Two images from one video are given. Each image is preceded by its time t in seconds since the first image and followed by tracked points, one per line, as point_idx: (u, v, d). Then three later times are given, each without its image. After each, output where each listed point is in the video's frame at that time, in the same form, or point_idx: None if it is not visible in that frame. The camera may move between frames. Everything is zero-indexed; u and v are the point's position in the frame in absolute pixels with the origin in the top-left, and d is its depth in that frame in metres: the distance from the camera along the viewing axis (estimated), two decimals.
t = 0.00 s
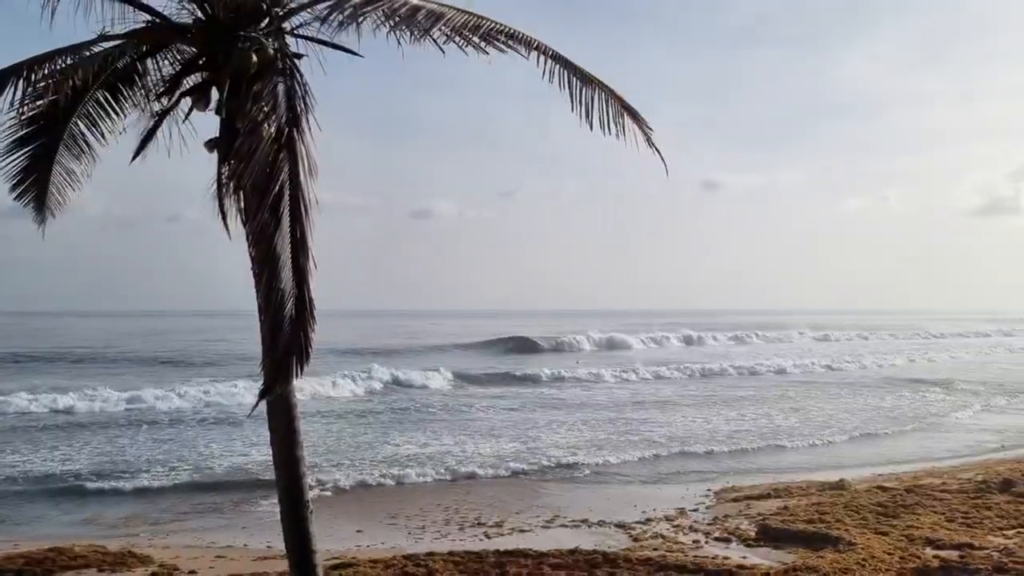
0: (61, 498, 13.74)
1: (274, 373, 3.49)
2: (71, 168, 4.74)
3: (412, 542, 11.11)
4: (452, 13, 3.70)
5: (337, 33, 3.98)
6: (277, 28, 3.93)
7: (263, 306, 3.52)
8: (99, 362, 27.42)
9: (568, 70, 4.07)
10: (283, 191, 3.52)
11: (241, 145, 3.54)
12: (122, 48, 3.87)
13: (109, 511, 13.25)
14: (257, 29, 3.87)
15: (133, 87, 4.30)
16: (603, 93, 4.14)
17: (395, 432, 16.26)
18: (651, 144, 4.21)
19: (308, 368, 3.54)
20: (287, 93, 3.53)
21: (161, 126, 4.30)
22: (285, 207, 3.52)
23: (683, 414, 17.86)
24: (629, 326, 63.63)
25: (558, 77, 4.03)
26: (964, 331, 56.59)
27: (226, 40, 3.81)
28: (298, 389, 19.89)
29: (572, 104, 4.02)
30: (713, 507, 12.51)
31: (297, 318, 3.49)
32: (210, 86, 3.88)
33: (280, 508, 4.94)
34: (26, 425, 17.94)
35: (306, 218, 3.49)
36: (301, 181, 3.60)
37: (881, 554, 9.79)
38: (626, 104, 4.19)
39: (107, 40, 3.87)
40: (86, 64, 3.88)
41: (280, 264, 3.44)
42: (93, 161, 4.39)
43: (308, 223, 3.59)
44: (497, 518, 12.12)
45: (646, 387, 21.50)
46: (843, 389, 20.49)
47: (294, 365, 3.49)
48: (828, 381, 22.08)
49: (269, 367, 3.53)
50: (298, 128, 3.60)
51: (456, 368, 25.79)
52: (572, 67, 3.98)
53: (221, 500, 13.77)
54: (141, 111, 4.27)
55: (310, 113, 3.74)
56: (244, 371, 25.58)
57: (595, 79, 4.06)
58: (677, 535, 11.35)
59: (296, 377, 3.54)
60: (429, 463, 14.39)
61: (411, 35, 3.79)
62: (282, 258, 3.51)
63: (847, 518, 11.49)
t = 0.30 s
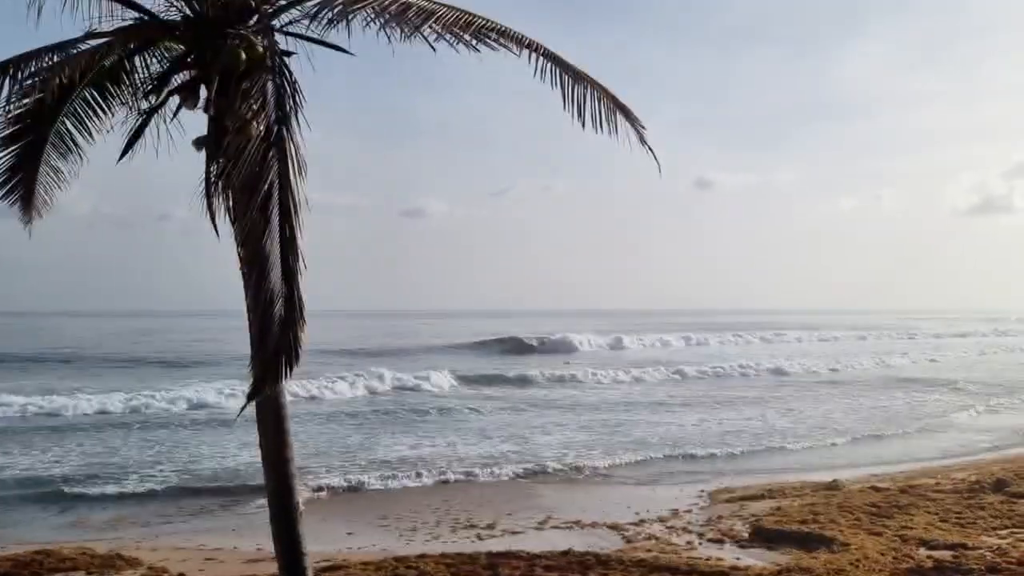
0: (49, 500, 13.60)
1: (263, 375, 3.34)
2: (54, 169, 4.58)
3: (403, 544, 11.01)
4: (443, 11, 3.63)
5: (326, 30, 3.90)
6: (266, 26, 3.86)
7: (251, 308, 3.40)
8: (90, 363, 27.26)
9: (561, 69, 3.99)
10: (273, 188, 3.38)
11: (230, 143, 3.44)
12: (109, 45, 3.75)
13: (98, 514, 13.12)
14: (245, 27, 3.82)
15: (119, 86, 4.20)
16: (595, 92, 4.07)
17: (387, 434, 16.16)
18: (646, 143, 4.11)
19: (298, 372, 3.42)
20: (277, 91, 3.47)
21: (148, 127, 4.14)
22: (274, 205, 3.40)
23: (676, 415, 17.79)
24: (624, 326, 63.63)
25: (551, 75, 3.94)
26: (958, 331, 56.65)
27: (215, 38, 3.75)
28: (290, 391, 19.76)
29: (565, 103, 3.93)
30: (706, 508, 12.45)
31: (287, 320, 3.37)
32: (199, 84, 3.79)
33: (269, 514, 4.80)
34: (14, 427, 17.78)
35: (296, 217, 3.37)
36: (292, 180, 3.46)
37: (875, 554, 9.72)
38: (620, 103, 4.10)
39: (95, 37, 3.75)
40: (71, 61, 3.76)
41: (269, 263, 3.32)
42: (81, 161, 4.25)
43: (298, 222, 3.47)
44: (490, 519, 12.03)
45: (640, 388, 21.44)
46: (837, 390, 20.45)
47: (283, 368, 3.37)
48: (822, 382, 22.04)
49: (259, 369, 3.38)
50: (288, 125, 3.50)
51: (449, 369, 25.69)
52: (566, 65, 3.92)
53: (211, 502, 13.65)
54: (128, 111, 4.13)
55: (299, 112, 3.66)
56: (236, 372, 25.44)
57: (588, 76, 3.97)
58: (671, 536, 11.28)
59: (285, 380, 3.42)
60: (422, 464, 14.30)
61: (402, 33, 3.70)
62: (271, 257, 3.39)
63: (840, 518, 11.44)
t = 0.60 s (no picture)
0: (40, 500, 13.56)
1: (252, 374, 3.36)
2: (45, 167, 4.52)
3: (394, 543, 11.02)
4: (434, 11, 3.66)
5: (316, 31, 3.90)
6: (256, 25, 3.83)
7: (242, 307, 3.43)
8: (82, 363, 27.20)
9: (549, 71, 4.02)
10: (263, 189, 3.40)
11: (220, 142, 3.44)
12: (100, 45, 3.73)
13: (88, 514, 13.10)
14: (236, 27, 3.78)
15: (109, 84, 4.21)
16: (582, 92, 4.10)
17: (379, 434, 16.17)
18: (634, 144, 4.14)
19: (287, 371, 3.45)
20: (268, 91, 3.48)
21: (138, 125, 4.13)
22: (265, 204, 3.42)
23: (667, 414, 17.84)
24: (617, 325, 63.76)
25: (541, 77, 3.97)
26: (949, 331, 56.90)
27: (206, 38, 3.71)
28: (282, 391, 19.75)
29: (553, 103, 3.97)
30: (696, 506, 12.49)
31: (277, 319, 3.40)
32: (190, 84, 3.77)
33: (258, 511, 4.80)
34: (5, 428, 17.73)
35: (287, 216, 3.40)
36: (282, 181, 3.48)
37: (863, 553, 9.77)
38: (607, 104, 4.13)
39: (86, 38, 3.72)
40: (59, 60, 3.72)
41: (259, 264, 3.35)
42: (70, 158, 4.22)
43: (288, 222, 3.49)
44: (481, 518, 12.05)
45: (631, 388, 21.49)
46: (827, 389, 20.53)
47: (272, 366, 3.41)
48: (812, 381, 22.13)
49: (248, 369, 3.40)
50: (277, 125, 3.50)
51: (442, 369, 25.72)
52: (554, 66, 3.95)
53: (202, 502, 13.65)
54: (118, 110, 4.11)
55: (289, 112, 3.67)
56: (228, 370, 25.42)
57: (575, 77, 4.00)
58: (661, 534, 11.32)
59: (275, 378, 3.46)
60: (413, 464, 14.32)
61: (392, 34, 3.73)
62: (262, 256, 3.41)
63: (829, 517, 11.49)
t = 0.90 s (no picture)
0: (31, 500, 13.52)
1: (245, 374, 3.33)
2: (37, 166, 4.51)
3: (387, 543, 11.00)
4: (427, 11, 3.64)
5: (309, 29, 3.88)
6: (249, 24, 3.82)
7: (235, 306, 3.40)
8: (75, 362, 27.12)
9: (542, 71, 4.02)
10: (256, 187, 3.39)
11: (213, 140, 3.42)
12: (92, 43, 3.72)
13: (79, 513, 13.06)
14: (228, 25, 3.77)
15: (102, 81, 4.20)
16: (576, 92, 4.09)
17: (372, 434, 16.16)
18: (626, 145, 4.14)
19: (281, 370, 3.44)
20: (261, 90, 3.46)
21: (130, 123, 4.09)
22: (258, 202, 3.40)
23: (661, 414, 17.86)
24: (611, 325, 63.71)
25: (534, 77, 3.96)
26: (943, 331, 57.02)
27: (198, 36, 3.71)
28: (276, 391, 19.71)
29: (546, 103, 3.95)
30: (688, 506, 12.50)
31: (271, 318, 3.39)
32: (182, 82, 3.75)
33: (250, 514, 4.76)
34: None
35: (280, 214, 3.38)
36: (275, 180, 3.47)
37: (855, 552, 9.79)
38: (600, 105, 4.12)
39: (78, 36, 3.72)
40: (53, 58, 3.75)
41: (253, 263, 3.33)
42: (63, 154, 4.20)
43: (281, 221, 3.47)
44: (474, 518, 12.05)
45: (625, 388, 21.50)
46: (820, 389, 20.58)
47: (265, 365, 3.39)
48: (805, 381, 22.17)
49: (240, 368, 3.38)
50: (271, 123, 3.48)
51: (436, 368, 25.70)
52: (547, 66, 3.94)
53: (194, 501, 13.61)
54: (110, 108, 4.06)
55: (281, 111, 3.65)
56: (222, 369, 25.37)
57: (569, 76, 3.99)
58: (653, 534, 11.33)
59: (268, 378, 3.44)
60: (406, 464, 14.31)
61: (385, 33, 3.70)
62: (255, 254, 3.39)
63: (822, 516, 11.51)
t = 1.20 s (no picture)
0: (25, 500, 13.48)
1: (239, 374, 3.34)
2: (29, 164, 4.48)
3: (381, 542, 10.99)
4: (420, 10, 3.67)
5: (303, 28, 3.86)
6: (243, 23, 3.79)
7: (228, 307, 3.42)
8: (71, 362, 27.07)
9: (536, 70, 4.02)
10: (249, 186, 3.40)
11: (206, 140, 3.41)
12: (84, 42, 3.70)
13: (73, 513, 13.02)
14: (222, 25, 3.72)
15: (96, 81, 4.15)
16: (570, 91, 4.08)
17: (367, 434, 16.13)
18: (620, 144, 4.14)
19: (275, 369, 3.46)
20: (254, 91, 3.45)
21: (122, 125, 4.04)
22: (251, 203, 3.40)
23: (656, 414, 17.87)
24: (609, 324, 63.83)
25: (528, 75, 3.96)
26: (939, 330, 57.13)
27: (191, 36, 3.66)
28: (271, 391, 19.68)
29: (539, 102, 3.96)
30: (682, 505, 12.51)
31: (264, 317, 3.40)
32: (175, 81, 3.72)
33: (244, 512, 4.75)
34: None
35: (274, 215, 3.39)
36: (268, 179, 3.49)
37: (849, 551, 9.81)
38: (594, 104, 4.12)
39: (71, 35, 3.70)
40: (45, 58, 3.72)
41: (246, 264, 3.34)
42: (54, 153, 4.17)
43: (275, 221, 3.47)
44: (469, 517, 12.04)
45: (620, 388, 21.51)
46: (815, 389, 20.61)
47: (259, 365, 3.41)
48: (800, 381, 22.20)
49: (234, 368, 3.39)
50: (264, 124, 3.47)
51: (432, 368, 25.69)
52: (541, 65, 3.93)
53: (188, 501, 13.59)
54: (103, 108, 4.01)
55: (275, 111, 3.63)
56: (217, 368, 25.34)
57: (562, 75, 4.00)
58: (648, 533, 11.33)
59: (263, 377, 3.45)
60: (401, 464, 14.30)
61: (380, 33, 3.72)
62: (249, 255, 3.40)
63: (816, 515, 11.53)
